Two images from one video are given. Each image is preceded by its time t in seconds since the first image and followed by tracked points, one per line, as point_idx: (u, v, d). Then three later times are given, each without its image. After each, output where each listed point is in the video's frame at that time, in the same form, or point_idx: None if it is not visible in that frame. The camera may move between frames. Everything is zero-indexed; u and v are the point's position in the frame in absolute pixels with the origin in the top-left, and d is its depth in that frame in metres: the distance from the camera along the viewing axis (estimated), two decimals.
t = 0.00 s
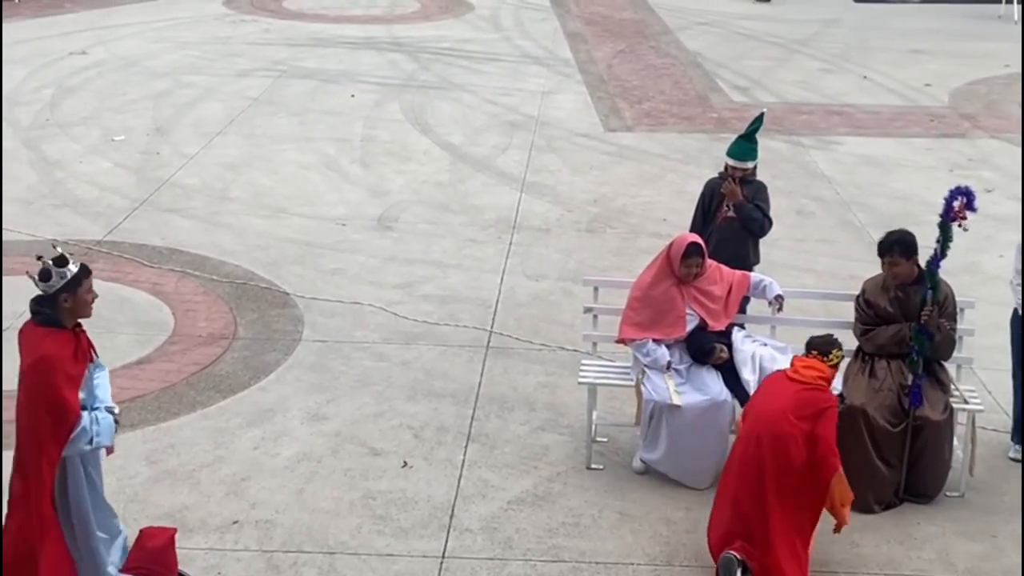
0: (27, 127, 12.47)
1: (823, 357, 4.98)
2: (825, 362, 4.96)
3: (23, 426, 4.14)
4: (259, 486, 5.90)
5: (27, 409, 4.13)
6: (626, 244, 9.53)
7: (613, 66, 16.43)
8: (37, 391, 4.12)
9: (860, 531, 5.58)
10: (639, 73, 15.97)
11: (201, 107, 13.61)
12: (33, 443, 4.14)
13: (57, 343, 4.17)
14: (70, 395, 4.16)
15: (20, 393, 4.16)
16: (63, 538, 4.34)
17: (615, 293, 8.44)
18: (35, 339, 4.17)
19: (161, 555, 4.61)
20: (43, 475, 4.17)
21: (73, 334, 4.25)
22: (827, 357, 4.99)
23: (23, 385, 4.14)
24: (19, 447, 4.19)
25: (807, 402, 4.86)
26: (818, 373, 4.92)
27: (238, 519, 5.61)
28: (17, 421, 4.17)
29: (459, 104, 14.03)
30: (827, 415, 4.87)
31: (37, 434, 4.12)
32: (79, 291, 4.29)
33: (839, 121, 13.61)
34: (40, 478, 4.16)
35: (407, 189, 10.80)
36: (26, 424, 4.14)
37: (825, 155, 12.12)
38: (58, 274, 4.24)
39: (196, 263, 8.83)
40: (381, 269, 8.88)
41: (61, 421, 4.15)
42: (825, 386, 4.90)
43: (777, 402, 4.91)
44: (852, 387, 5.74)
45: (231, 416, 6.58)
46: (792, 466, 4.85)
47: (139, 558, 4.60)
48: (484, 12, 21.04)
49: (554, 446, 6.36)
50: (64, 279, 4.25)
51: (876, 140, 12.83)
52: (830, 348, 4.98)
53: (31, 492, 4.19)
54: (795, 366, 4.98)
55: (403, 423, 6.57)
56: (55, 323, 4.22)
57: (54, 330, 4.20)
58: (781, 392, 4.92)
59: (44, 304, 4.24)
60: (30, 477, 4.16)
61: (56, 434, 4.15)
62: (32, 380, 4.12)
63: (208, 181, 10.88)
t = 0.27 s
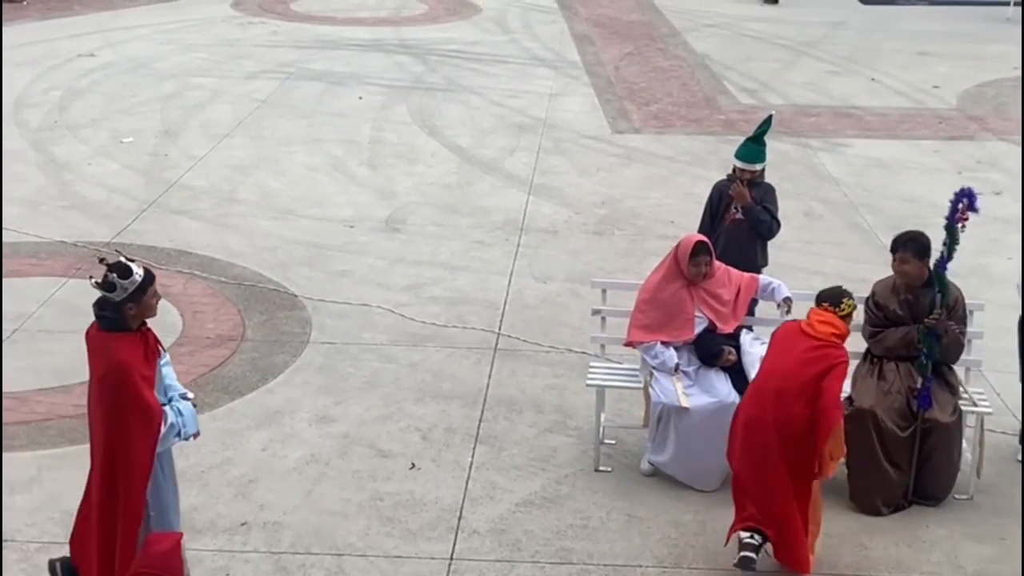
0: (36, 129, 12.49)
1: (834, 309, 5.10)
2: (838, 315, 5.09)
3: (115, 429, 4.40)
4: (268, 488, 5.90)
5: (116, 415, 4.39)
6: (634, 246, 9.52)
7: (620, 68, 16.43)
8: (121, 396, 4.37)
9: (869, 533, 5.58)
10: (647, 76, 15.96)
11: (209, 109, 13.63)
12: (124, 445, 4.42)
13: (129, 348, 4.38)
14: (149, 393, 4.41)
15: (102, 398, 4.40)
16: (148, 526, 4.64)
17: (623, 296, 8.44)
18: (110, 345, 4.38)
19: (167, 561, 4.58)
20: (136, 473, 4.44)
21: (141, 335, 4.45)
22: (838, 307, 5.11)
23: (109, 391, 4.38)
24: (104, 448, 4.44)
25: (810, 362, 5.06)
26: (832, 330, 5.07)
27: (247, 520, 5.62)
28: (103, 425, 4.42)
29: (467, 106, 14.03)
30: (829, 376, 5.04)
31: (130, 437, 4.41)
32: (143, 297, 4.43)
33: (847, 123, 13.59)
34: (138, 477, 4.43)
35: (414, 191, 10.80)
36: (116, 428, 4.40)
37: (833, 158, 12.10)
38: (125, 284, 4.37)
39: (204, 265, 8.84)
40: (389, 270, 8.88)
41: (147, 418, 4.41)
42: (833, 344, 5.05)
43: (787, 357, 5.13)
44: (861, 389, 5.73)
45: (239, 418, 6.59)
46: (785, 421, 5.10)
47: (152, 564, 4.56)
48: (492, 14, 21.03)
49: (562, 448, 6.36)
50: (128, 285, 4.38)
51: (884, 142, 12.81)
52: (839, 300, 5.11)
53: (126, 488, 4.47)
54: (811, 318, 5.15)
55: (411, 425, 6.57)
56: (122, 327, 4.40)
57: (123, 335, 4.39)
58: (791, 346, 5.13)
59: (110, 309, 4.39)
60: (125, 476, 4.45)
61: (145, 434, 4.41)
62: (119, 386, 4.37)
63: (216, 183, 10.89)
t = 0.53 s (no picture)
0: (44, 131, 12.52)
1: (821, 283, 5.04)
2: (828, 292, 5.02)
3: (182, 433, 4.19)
4: (275, 489, 5.91)
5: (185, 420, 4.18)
6: (641, 247, 9.52)
7: (627, 69, 16.43)
8: (191, 398, 4.18)
9: (876, 535, 5.57)
10: (653, 77, 15.96)
11: (216, 110, 13.65)
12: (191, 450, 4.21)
13: (199, 347, 4.21)
14: (218, 395, 4.23)
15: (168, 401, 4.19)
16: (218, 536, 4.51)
17: (630, 297, 8.44)
18: (176, 343, 4.19)
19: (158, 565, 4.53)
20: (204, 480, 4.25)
21: (208, 335, 4.28)
22: (826, 277, 5.04)
23: (177, 394, 4.18)
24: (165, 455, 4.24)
25: (808, 340, 4.97)
26: (826, 308, 4.99)
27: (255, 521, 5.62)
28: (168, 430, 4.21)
29: (474, 107, 14.04)
30: (826, 354, 4.95)
31: (197, 443, 4.21)
32: (209, 294, 4.27)
33: (854, 124, 13.58)
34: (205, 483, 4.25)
35: (421, 192, 10.81)
36: (182, 434, 4.20)
37: (840, 159, 12.10)
38: (190, 281, 4.22)
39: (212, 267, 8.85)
40: (396, 272, 8.89)
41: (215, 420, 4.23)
42: (829, 322, 4.97)
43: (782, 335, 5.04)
44: (868, 391, 5.70)
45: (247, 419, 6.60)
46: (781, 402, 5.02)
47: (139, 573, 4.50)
48: (498, 15, 21.04)
49: (569, 449, 6.36)
50: (195, 281, 4.23)
51: (891, 143, 12.80)
52: (827, 270, 5.03)
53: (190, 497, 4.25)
54: (801, 295, 5.07)
55: (419, 426, 6.58)
56: (188, 326, 4.24)
57: (191, 333, 4.23)
58: (785, 323, 5.05)
59: (177, 307, 4.24)
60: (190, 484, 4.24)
61: (213, 439, 4.23)
62: (189, 388, 4.17)
63: (223, 184, 10.91)
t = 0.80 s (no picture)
0: (50, 132, 12.54)
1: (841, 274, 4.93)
2: (847, 286, 4.92)
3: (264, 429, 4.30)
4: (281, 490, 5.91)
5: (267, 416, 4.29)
6: (646, 248, 9.52)
7: (633, 70, 16.43)
8: (275, 396, 4.28)
9: (882, 536, 5.57)
10: (659, 78, 15.96)
11: (223, 112, 13.67)
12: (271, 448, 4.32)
13: (281, 343, 4.32)
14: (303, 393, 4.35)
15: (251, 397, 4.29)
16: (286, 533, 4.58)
17: (636, 298, 8.44)
18: (261, 340, 4.30)
19: (137, 559, 4.01)
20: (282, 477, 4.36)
21: (291, 334, 4.40)
22: (846, 267, 4.92)
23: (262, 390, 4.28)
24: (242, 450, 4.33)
25: (820, 334, 4.88)
26: (839, 301, 4.89)
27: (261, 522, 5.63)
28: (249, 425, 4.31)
29: (480, 109, 14.04)
30: (837, 349, 4.85)
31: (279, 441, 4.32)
32: (290, 291, 4.37)
33: (860, 126, 13.57)
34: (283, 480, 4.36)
35: (427, 193, 10.82)
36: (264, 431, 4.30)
37: (846, 160, 12.09)
38: (272, 281, 4.31)
39: (218, 268, 8.86)
40: (403, 273, 8.90)
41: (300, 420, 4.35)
42: (841, 315, 4.86)
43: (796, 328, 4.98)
44: (875, 392, 5.68)
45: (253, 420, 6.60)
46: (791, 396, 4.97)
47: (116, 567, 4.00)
48: (504, 17, 21.04)
49: (575, 450, 6.36)
50: (279, 280, 4.33)
51: (897, 144, 12.79)
52: (847, 262, 4.91)
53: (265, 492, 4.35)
54: (818, 287, 5.00)
55: (425, 427, 6.58)
56: (272, 323, 4.35)
57: (274, 331, 4.34)
58: (801, 315, 4.97)
59: (261, 305, 4.34)
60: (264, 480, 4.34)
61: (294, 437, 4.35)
62: (275, 386, 4.27)
63: (230, 186, 10.92)
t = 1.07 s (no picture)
0: (55, 133, 12.54)
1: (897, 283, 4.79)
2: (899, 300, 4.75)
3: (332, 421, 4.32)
4: (286, 490, 5.91)
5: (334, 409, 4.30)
6: (651, 249, 9.51)
7: (638, 71, 16.43)
8: (339, 389, 4.28)
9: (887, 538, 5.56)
10: (664, 79, 15.95)
11: (227, 112, 13.67)
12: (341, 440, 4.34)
13: (345, 335, 4.29)
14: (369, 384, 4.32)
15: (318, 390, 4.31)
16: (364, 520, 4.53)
17: (640, 299, 8.43)
18: (325, 334, 4.29)
19: (123, 558, 3.72)
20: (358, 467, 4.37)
21: (358, 326, 4.37)
22: (905, 278, 4.80)
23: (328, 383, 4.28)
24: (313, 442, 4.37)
25: (867, 343, 4.75)
26: (888, 314, 4.73)
27: (265, 523, 5.63)
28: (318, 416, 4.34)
29: (484, 109, 14.04)
30: (883, 362, 4.72)
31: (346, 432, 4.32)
32: (363, 283, 4.36)
33: (865, 126, 13.56)
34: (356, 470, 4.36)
35: (432, 194, 10.82)
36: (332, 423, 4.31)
37: (851, 161, 12.08)
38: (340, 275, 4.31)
39: (223, 268, 8.87)
40: (407, 274, 8.90)
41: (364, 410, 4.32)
42: (891, 329, 4.71)
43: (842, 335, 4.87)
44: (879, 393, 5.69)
45: (257, 420, 6.60)
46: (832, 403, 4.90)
47: (103, 565, 3.71)
48: (508, 18, 21.02)
49: (580, 451, 6.36)
50: (346, 271, 4.31)
51: (902, 145, 12.77)
52: (904, 271, 4.80)
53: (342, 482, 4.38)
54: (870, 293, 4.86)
55: (429, 428, 6.58)
56: (341, 316, 4.34)
57: (342, 323, 4.32)
58: (851, 322, 4.85)
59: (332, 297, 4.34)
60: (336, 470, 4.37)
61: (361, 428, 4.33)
62: (340, 378, 4.27)
63: (234, 187, 10.92)
